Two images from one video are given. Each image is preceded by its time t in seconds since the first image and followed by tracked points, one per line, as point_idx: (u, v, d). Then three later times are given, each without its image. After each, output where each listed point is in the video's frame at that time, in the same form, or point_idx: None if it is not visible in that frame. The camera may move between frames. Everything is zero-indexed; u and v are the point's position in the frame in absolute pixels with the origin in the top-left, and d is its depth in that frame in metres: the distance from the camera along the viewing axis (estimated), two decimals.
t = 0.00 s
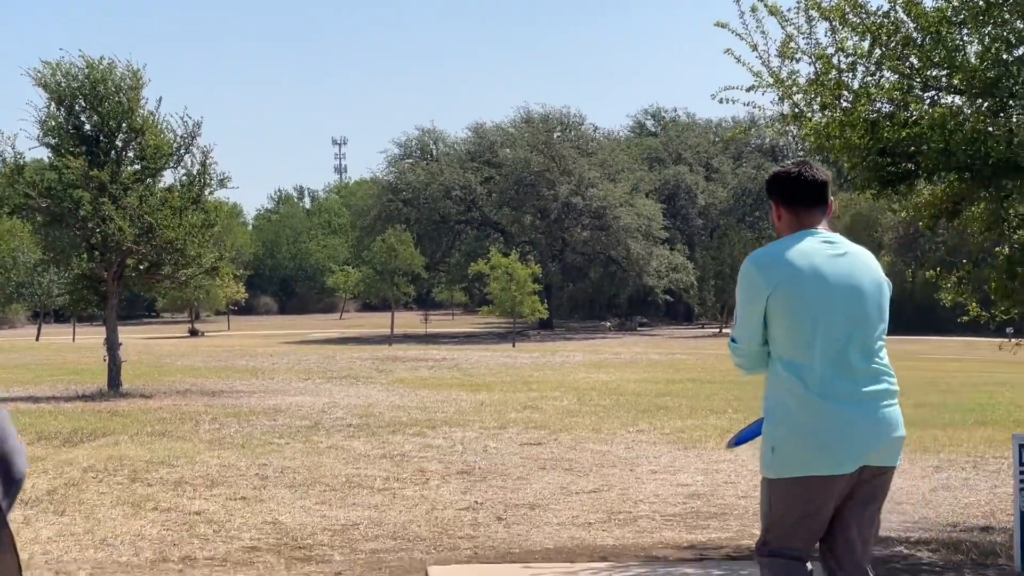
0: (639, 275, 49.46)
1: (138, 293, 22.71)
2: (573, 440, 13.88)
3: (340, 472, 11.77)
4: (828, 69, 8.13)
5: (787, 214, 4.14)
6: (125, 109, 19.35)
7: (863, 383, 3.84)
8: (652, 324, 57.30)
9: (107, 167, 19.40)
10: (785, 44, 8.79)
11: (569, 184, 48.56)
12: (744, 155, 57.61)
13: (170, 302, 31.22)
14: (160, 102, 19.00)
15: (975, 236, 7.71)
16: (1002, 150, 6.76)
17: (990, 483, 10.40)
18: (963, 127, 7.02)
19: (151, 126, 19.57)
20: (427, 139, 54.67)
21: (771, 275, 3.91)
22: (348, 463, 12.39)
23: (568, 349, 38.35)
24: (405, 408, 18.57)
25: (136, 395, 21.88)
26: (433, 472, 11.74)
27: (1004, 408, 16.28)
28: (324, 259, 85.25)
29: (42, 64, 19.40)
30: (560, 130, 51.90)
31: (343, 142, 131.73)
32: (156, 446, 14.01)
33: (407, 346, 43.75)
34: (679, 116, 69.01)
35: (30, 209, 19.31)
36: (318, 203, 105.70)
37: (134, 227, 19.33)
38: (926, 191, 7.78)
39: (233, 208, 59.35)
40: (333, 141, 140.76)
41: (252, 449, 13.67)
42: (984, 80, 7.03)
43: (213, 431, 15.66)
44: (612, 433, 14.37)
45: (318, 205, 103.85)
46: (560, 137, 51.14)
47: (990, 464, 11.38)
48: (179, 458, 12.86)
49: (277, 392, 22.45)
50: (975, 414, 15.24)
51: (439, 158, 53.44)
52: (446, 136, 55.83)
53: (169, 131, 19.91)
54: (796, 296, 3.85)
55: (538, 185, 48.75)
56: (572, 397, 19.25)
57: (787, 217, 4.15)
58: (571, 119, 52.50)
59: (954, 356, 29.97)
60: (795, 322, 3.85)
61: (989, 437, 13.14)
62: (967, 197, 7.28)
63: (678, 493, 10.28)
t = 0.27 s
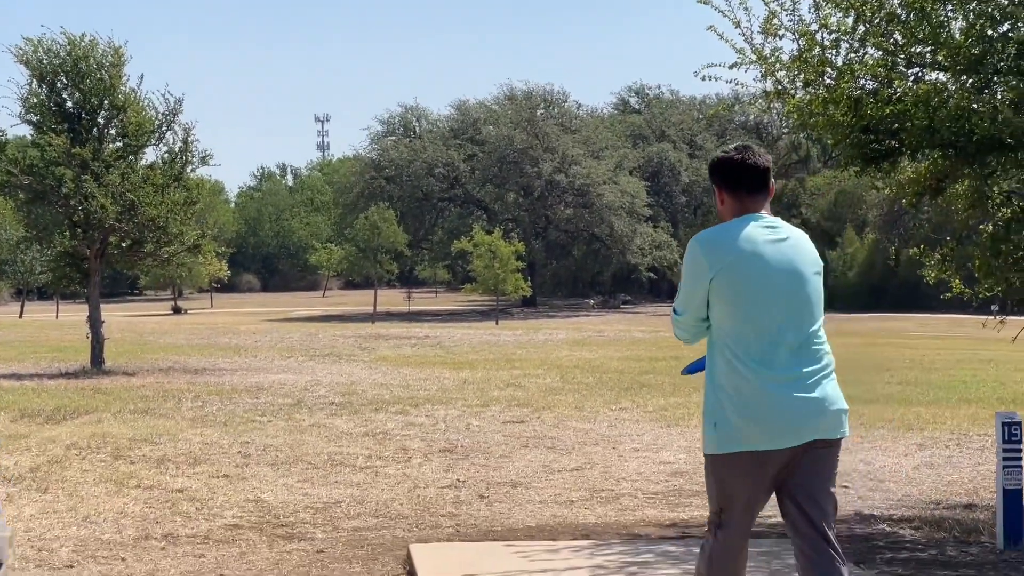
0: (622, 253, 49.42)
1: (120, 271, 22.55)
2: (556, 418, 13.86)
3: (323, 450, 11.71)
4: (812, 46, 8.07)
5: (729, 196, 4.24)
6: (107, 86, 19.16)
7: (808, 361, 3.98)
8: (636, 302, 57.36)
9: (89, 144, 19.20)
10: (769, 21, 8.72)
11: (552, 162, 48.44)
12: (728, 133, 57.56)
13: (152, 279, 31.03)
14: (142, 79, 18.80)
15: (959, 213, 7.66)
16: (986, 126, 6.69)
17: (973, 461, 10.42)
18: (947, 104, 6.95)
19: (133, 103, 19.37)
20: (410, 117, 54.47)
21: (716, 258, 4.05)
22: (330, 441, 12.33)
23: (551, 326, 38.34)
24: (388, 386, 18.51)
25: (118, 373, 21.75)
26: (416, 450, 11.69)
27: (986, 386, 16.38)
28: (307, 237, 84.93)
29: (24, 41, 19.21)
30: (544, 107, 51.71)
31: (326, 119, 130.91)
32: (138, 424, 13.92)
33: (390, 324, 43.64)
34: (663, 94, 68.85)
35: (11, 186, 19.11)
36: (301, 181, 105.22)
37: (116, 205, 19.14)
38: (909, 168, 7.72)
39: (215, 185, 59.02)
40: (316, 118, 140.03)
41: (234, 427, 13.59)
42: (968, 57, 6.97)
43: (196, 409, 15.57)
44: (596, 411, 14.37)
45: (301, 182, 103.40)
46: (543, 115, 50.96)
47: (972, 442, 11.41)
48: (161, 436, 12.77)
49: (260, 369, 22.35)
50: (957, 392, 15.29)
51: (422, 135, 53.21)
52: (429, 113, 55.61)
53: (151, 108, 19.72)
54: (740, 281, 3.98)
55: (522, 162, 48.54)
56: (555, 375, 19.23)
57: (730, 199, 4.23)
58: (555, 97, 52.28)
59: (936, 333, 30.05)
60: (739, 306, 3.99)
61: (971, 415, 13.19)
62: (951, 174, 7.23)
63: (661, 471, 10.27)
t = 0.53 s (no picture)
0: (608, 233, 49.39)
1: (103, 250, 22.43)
2: (541, 398, 13.88)
3: (307, 430, 11.69)
4: (797, 24, 8.04)
5: (656, 180, 4.22)
6: (90, 64, 19.01)
7: (751, 336, 4.03)
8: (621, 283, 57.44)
9: (72, 123, 19.04)
10: None
11: (538, 142, 48.22)
12: (713, 113, 57.54)
13: (136, 259, 30.91)
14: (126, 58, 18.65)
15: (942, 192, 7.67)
16: (970, 104, 6.68)
17: (956, 439, 10.47)
18: (931, 83, 6.94)
19: (116, 82, 19.23)
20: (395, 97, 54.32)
21: (653, 241, 4.00)
22: (315, 421, 12.32)
23: (536, 307, 38.32)
24: (373, 366, 18.50)
25: (103, 353, 21.67)
26: (401, 429, 11.68)
27: (969, 364, 16.50)
28: (292, 218, 84.73)
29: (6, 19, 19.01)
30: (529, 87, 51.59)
31: (311, 99, 130.39)
32: (123, 403, 13.88)
33: (376, 304, 43.57)
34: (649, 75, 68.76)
35: None
36: (287, 161, 104.94)
37: (100, 184, 18.99)
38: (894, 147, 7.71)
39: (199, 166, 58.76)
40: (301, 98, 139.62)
41: (219, 406, 13.57)
42: (953, 34, 6.94)
43: (180, 388, 15.53)
44: (581, 391, 14.39)
45: (286, 163, 103.10)
46: (529, 95, 50.85)
47: (955, 420, 11.46)
48: (146, 415, 12.73)
49: (244, 349, 22.31)
50: (939, 371, 15.40)
51: (408, 116, 53.02)
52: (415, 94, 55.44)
53: (135, 87, 19.58)
54: (683, 263, 3.98)
55: (508, 143, 48.37)
56: (540, 355, 19.25)
57: (657, 184, 4.22)
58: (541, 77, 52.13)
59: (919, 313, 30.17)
60: (683, 292, 3.98)
61: (953, 393, 13.27)
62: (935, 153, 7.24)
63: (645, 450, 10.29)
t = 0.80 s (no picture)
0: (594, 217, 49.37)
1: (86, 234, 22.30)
2: (525, 381, 13.89)
3: (291, 413, 11.66)
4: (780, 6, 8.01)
5: (606, 159, 4.29)
6: (71, 46, 18.84)
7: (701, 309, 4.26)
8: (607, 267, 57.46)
9: (53, 105, 18.89)
10: None
11: (524, 126, 48.04)
12: (699, 97, 57.52)
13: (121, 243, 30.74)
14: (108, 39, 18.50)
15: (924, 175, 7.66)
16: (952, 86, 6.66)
17: (938, 421, 10.51)
18: (913, 66, 6.92)
19: (98, 64, 19.08)
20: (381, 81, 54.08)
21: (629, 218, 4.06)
22: (299, 404, 12.29)
23: (522, 291, 38.30)
24: (359, 349, 18.47)
25: (87, 337, 21.57)
26: (385, 413, 11.66)
27: (952, 348, 16.58)
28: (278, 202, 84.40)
29: None
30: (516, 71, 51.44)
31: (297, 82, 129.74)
32: (106, 387, 13.82)
33: (361, 289, 43.48)
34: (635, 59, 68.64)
35: None
36: (273, 145, 104.49)
37: (81, 166, 18.84)
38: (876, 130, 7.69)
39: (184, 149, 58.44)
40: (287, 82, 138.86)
41: (203, 390, 13.52)
42: (935, 17, 6.93)
43: (164, 372, 15.48)
44: (565, 374, 14.40)
45: (271, 147, 102.64)
46: (515, 79, 50.71)
47: (938, 403, 11.50)
48: (129, 399, 12.68)
49: (229, 333, 22.24)
50: (922, 355, 15.47)
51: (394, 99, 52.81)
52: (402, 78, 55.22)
53: (117, 69, 19.44)
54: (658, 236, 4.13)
55: (494, 127, 48.26)
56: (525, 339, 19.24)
57: (606, 164, 4.30)
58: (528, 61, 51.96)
59: (903, 297, 30.29)
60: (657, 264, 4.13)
61: (936, 376, 13.33)
62: (917, 137, 7.23)
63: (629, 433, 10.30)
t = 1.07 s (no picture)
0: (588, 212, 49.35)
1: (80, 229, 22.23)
2: (519, 376, 13.89)
3: (285, 408, 11.65)
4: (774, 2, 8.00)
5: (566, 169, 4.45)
6: (66, 41, 18.79)
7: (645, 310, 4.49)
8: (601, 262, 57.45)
9: (49, 100, 18.82)
10: None
11: (518, 121, 48.04)
12: (693, 92, 57.54)
13: (115, 238, 30.67)
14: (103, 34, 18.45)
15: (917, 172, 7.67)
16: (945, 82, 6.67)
17: (930, 417, 10.53)
18: (907, 62, 6.92)
19: (94, 59, 19.03)
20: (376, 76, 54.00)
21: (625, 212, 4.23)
22: (293, 399, 12.28)
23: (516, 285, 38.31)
24: (352, 344, 18.46)
25: (80, 331, 21.51)
26: (379, 408, 11.65)
27: (945, 343, 16.62)
28: (272, 197, 84.29)
29: None
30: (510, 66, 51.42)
31: (291, 77, 129.22)
32: (99, 381, 13.79)
33: (356, 283, 43.45)
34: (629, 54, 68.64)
35: None
36: (266, 140, 104.31)
37: (77, 160, 18.73)
38: (870, 126, 7.69)
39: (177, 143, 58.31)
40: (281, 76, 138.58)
41: (197, 385, 13.50)
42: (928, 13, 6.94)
43: (158, 367, 15.45)
44: (559, 369, 14.42)
45: (265, 141, 102.43)
46: (509, 74, 50.68)
47: (931, 399, 11.52)
48: (123, 394, 12.65)
49: (222, 328, 22.19)
50: (915, 350, 15.50)
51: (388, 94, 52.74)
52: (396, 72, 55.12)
53: (112, 65, 19.39)
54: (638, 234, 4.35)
55: (488, 122, 48.28)
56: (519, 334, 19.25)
57: (566, 173, 4.45)
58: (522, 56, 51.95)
59: (896, 293, 30.38)
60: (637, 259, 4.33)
61: (929, 372, 13.37)
62: (911, 133, 7.24)
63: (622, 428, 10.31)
